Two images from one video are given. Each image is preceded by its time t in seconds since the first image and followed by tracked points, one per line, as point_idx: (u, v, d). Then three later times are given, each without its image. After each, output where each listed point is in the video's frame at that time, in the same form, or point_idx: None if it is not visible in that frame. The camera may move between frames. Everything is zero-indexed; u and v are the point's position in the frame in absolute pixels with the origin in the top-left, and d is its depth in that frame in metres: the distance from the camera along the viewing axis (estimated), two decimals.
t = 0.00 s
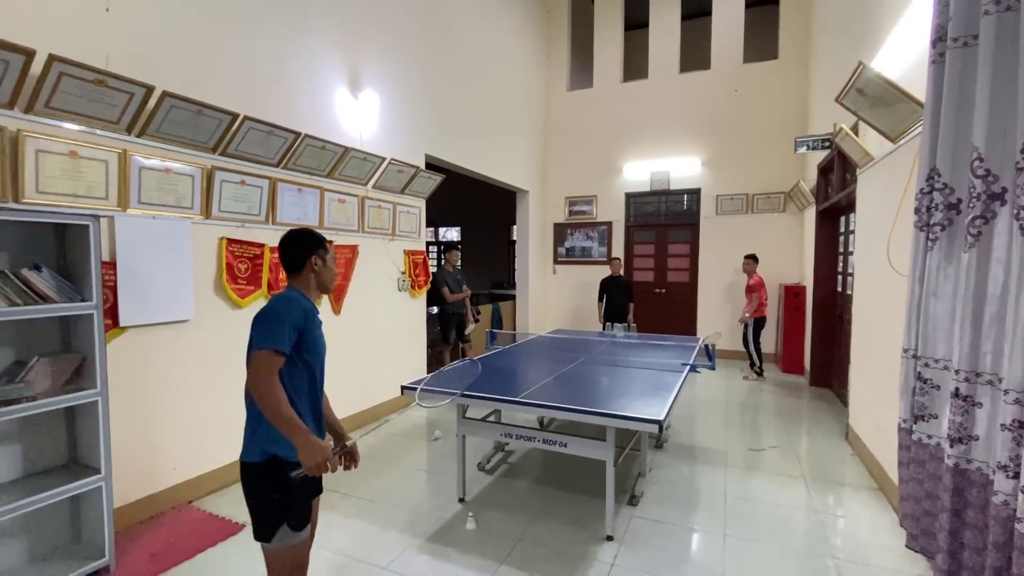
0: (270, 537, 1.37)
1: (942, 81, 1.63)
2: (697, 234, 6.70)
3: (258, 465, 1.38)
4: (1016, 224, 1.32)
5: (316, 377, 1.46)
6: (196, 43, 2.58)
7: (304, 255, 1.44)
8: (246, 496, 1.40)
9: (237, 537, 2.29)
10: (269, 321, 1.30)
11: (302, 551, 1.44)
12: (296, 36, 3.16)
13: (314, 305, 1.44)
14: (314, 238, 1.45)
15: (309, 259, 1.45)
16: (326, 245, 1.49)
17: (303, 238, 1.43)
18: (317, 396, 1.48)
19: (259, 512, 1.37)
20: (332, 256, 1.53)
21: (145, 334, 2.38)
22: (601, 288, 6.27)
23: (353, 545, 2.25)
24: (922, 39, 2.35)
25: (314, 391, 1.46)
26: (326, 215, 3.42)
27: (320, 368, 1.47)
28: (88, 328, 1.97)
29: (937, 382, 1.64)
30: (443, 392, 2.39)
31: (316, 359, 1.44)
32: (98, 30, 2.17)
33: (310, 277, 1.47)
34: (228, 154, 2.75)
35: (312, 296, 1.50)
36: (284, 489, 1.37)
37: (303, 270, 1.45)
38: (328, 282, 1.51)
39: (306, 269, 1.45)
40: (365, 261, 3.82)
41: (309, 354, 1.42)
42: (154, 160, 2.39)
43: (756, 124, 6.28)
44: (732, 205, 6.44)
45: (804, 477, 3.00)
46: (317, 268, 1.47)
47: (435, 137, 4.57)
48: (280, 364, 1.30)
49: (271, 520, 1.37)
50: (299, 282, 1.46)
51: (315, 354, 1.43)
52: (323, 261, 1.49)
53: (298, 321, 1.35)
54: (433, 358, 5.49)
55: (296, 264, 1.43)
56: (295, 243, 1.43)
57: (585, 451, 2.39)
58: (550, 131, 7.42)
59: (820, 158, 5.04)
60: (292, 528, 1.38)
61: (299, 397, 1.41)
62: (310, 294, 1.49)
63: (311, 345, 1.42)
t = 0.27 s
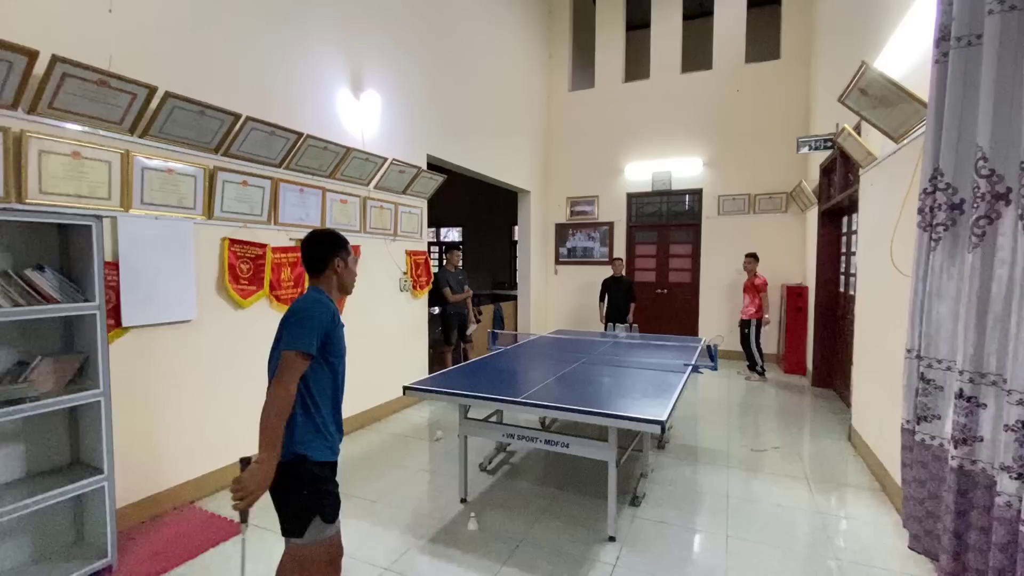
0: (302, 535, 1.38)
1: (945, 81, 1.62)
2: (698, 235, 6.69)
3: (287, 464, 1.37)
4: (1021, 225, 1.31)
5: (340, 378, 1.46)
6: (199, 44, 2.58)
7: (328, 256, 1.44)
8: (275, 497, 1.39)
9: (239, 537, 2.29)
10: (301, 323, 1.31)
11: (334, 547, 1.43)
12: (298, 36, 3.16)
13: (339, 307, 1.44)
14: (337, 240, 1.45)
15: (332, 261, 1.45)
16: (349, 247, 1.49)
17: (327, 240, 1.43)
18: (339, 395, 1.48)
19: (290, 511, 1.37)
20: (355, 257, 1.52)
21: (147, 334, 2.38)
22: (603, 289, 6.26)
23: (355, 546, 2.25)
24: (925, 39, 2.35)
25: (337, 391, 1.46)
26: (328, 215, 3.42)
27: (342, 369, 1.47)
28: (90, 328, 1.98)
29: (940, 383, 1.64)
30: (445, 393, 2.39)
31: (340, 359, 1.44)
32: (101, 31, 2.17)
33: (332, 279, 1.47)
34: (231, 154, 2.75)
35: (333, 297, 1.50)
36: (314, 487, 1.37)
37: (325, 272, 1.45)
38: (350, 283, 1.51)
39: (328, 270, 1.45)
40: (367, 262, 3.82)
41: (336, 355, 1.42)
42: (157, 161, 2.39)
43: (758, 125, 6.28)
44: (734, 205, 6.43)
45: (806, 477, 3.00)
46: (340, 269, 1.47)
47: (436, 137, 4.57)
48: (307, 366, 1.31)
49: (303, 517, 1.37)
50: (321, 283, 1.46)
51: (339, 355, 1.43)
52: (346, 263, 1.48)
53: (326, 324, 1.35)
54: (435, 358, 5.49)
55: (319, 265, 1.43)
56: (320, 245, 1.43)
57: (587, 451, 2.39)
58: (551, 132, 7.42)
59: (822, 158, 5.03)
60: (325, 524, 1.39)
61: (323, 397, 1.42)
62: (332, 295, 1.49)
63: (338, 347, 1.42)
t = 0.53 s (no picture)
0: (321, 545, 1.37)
1: (946, 80, 1.62)
2: (699, 235, 6.69)
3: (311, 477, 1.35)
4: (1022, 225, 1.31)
5: (360, 386, 1.44)
6: (199, 44, 2.58)
7: (339, 259, 1.42)
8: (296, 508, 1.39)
9: (239, 537, 2.29)
10: (316, 333, 1.27)
11: (358, 556, 1.44)
12: (299, 36, 3.16)
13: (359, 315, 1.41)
14: (355, 238, 1.43)
15: (343, 263, 1.42)
16: (361, 247, 1.44)
17: (336, 244, 1.41)
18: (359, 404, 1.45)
19: (310, 522, 1.36)
20: (369, 257, 1.46)
21: (147, 334, 2.38)
22: (604, 289, 6.25)
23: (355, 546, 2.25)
24: (925, 38, 2.35)
25: (357, 399, 1.44)
26: (329, 215, 3.43)
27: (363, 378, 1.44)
28: (90, 328, 1.98)
29: (941, 384, 1.63)
30: (446, 394, 2.39)
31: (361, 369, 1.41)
32: (102, 32, 2.17)
33: (348, 281, 1.44)
34: (231, 155, 2.75)
35: (354, 300, 1.47)
36: (338, 497, 1.37)
37: (340, 275, 1.43)
38: (366, 285, 1.46)
39: (340, 273, 1.43)
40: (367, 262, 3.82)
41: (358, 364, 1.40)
42: (158, 161, 2.39)
43: (759, 125, 6.27)
44: (735, 205, 6.43)
45: (807, 478, 2.99)
46: (352, 272, 1.43)
47: (437, 137, 4.57)
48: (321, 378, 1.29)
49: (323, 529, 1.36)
50: (339, 288, 1.44)
51: (360, 364, 1.40)
52: (357, 265, 1.43)
53: (345, 333, 1.32)
54: (435, 359, 5.49)
55: (332, 270, 1.42)
56: (332, 249, 1.42)
57: (588, 452, 2.39)
58: (552, 132, 7.42)
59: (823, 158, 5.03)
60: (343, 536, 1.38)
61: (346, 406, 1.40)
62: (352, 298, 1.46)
63: (358, 356, 1.39)
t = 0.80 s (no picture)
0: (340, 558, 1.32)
1: (945, 81, 1.62)
2: (698, 235, 6.69)
3: (325, 494, 1.31)
4: (1021, 225, 1.31)
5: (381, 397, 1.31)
6: (198, 44, 2.58)
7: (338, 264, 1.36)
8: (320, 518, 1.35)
9: (238, 538, 2.29)
10: (315, 346, 1.17)
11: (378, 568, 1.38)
12: (298, 36, 3.16)
13: (370, 318, 1.29)
14: (347, 241, 1.33)
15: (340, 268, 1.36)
16: (356, 247, 1.33)
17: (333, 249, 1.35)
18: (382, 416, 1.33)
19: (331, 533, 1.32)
20: (365, 257, 1.33)
21: (146, 335, 2.38)
22: (604, 289, 6.25)
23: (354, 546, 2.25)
24: (925, 39, 2.35)
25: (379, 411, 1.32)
26: (328, 216, 3.43)
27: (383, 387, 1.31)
28: (89, 329, 1.98)
29: (940, 385, 1.63)
30: (445, 394, 2.38)
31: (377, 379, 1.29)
32: (100, 32, 2.17)
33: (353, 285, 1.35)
34: (230, 155, 2.75)
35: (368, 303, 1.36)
36: (352, 511, 1.30)
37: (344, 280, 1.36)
38: (367, 287, 1.33)
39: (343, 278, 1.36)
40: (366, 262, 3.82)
41: (373, 373, 1.28)
42: (156, 161, 2.39)
43: (759, 125, 6.27)
44: (734, 206, 6.43)
45: (806, 478, 2.99)
46: (349, 276, 1.34)
47: (436, 138, 4.57)
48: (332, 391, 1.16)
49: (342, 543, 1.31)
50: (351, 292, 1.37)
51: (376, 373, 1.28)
52: (351, 269, 1.34)
53: (350, 342, 1.21)
54: (435, 359, 5.49)
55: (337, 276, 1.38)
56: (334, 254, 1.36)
57: (587, 452, 2.38)
58: (552, 132, 7.42)
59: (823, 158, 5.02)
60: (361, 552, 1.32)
61: (368, 419, 1.29)
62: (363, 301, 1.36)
63: (373, 365, 1.27)
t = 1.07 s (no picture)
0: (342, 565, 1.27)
1: (943, 81, 1.62)
2: (697, 236, 6.69)
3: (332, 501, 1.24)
4: (1018, 226, 1.31)
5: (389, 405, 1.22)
6: (196, 44, 2.58)
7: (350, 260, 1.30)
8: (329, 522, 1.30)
9: (236, 538, 2.29)
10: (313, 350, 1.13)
11: None
12: (296, 36, 3.16)
13: (375, 322, 1.22)
14: (356, 239, 1.26)
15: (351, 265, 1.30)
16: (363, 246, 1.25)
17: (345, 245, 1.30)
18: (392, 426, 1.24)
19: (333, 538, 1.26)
20: (371, 258, 1.25)
21: (144, 335, 2.38)
22: (603, 289, 6.25)
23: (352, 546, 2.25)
24: (922, 39, 2.35)
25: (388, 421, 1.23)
26: (326, 216, 3.42)
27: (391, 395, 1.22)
28: (86, 329, 1.97)
29: (938, 385, 1.63)
30: (443, 394, 2.38)
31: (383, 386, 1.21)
32: (98, 32, 2.17)
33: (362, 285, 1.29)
34: (228, 155, 2.75)
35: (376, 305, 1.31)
36: (353, 521, 1.22)
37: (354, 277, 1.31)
38: (374, 290, 1.27)
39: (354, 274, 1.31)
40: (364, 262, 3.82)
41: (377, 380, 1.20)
42: (154, 161, 2.39)
43: (757, 125, 6.28)
44: (733, 206, 6.43)
45: (804, 478, 2.99)
46: (358, 275, 1.28)
47: (435, 138, 4.57)
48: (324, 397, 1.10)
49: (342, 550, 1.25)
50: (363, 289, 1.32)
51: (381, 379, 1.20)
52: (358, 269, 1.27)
53: (347, 346, 1.15)
54: (433, 359, 5.49)
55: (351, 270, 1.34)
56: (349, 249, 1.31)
57: (585, 452, 2.38)
58: (550, 132, 7.42)
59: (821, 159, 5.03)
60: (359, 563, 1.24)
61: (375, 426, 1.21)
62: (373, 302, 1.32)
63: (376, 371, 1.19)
